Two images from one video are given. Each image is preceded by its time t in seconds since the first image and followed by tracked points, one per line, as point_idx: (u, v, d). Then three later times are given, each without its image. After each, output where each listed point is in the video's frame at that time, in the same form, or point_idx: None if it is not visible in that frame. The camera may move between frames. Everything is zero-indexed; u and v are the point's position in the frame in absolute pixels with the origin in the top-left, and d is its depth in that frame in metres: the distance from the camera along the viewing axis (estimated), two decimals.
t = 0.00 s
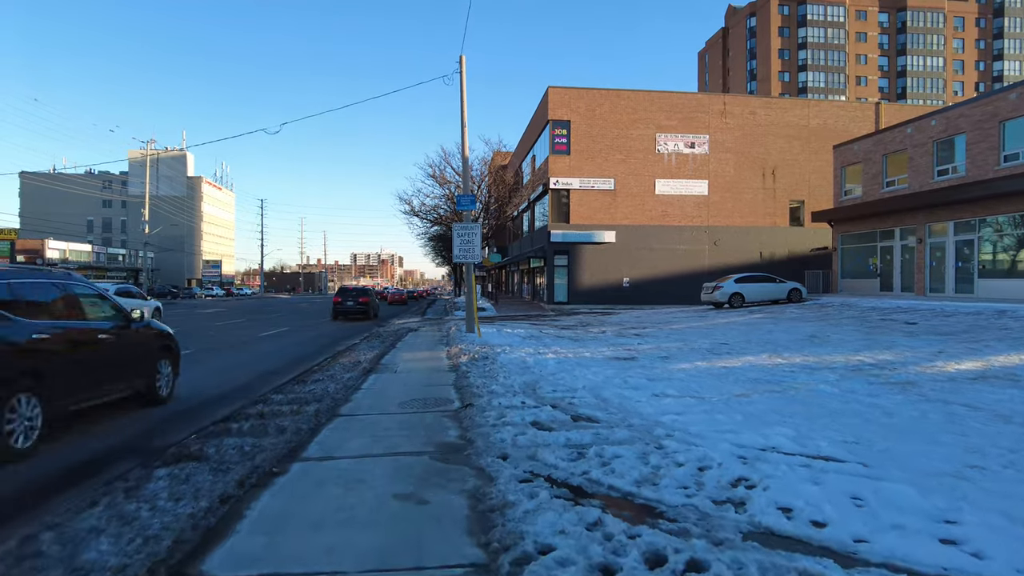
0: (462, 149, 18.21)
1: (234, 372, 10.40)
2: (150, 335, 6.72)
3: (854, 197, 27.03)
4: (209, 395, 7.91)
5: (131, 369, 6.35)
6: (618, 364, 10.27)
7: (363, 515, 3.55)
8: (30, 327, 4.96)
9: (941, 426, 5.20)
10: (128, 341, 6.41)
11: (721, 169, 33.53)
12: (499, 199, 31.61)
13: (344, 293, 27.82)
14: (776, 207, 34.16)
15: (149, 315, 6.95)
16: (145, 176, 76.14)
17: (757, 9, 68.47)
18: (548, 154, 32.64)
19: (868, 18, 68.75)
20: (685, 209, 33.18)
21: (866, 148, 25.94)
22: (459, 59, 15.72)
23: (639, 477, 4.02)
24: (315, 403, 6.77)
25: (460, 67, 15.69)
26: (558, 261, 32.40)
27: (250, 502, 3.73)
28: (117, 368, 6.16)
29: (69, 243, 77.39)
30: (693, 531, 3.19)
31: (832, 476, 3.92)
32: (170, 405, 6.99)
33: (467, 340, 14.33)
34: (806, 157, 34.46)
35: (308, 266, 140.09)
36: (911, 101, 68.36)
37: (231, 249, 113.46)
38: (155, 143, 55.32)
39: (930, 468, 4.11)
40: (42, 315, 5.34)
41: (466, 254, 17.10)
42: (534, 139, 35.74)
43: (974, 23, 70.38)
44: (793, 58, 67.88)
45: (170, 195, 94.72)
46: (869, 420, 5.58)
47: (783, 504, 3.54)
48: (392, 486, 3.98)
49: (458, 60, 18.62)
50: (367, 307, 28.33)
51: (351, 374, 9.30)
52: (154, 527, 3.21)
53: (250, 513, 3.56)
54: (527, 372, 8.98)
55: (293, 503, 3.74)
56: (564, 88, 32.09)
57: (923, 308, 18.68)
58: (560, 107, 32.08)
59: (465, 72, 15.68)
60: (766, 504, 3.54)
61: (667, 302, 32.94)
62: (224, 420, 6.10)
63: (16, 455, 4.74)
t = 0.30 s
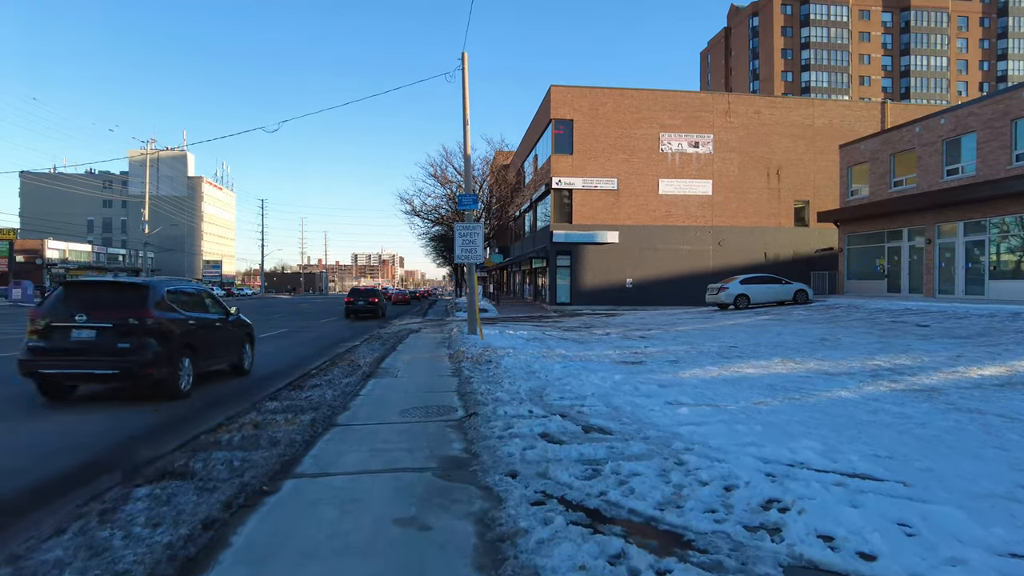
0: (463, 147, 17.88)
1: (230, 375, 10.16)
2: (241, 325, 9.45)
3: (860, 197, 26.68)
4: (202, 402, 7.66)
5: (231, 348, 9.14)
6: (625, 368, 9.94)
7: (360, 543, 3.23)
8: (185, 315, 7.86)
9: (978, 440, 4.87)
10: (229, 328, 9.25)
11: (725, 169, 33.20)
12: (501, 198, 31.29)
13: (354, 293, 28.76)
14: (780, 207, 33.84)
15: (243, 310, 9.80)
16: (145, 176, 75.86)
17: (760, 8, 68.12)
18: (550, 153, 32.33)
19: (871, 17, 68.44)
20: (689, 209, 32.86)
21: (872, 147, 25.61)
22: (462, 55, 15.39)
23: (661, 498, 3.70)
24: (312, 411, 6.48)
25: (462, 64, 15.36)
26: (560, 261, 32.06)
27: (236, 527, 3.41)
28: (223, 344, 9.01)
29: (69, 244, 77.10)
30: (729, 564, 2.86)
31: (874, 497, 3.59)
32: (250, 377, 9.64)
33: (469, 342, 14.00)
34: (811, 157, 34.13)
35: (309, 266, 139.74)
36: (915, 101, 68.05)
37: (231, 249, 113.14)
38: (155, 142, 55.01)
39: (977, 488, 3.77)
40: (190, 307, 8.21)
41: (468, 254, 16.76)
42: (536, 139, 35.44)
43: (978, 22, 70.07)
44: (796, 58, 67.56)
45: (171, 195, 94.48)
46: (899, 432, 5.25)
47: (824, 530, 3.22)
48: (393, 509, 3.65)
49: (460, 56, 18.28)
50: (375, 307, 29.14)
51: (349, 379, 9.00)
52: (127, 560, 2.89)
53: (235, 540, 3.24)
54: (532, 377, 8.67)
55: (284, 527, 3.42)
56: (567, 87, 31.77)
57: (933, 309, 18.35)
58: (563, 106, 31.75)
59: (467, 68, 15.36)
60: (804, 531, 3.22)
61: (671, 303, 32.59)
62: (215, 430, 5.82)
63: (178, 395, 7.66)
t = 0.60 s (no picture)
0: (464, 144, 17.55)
1: (222, 378, 9.88)
2: (290, 317, 12.43)
3: (866, 195, 26.31)
4: (191, 408, 7.36)
5: (283, 333, 12.08)
6: (631, 369, 9.62)
7: (352, 564, 2.90)
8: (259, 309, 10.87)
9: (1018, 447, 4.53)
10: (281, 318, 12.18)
11: (728, 167, 32.86)
12: (502, 197, 30.95)
13: (364, 294, 31.53)
14: (784, 206, 33.49)
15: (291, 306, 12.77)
16: (144, 176, 75.59)
17: (762, 7, 67.83)
18: (551, 151, 32.01)
19: (873, 16, 68.16)
20: (692, 208, 32.52)
21: (878, 145, 25.26)
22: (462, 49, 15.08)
23: (684, 514, 3.36)
24: (305, 415, 6.16)
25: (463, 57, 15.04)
26: (562, 261, 31.71)
27: (214, 546, 3.07)
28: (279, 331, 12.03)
29: (68, 243, 76.78)
30: None
31: (919, 513, 3.26)
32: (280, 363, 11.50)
33: (470, 342, 13.69)
34: (815, 156, 33.79)
35: (308, 266, 139.35)
36: (918, 100, 67.77)
37: (231, 249, 112.81)
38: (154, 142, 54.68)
39: None
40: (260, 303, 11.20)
41: (469, 253, 16.43)
42: (538, 137, 35.12)
43: (981, 21, 69.74)
44: (798, 57, 67.26)
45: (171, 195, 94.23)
46: (932, 439, 4.90)
47: (869, 552, 2.88)
48: (388, 525, 3.33)
49: (461, 51, 17.97)
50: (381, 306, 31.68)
51: (346, 381, 8.68)
52: None
53: (212, 562, 2.90)
54: (536, 379, 8.36)
55: (267, 546, 3.09)
56: (569, 84, 31.45)
57: (943, 309, 18.01)
58: (564, 104, 31.45)
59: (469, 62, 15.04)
60: (846, 552, 2.89)
61: (673, 303, 32.23)
62: (202, 436, 5.52)
63: (253, 365, 10.64)
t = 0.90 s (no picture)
0: (466, 142, 17.24)
1: (216, 385, 9.54)
2: (322, 310, 15.24)
3: (872, 195, 25.97)
4: (182, 415, 7.03)
5: (317, 325, 14.87)
6: (640, 373, 9.31)
7: None
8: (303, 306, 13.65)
9: None
10: (316, 313, 15.01)
11: (732, 167, 32.52)
12: (504, 196, 30.63)
13: (372, 294, 33.32)
14: (789, 206, 33.15)
15: (321, 300, 15.48)
16: (144, 176, 75.36)
17: (765, 6, 67.41)
18: (554, 150, 31.71)
19: (877, 14, 67.77)
20: (696, 207, 32.21)
21: (885, 143, 24.93)
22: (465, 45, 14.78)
23: (715, 541, 3.05)
24: (300, 424, 5.83)
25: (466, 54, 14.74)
26: (564, 261, 31.41)
27: None
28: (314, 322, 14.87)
29: (68, 243, 76.63)
30: None
31: (978, 542, 2.95)
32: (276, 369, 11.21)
33: (473, 344, 13.38)
34: (820, 155, 33.44)
35: (309, 266, 139.04)
36: (922, 98, 67.35)
37: (231, 249, 112.55)
38: (153, 142, 54.39)
39: None
40: (302, 302, 13.99)
41: (471, 253, 16.12)
42: (540, 136, 34.81)
43: (985, 19, 69.29)
44: (801, 56, 66.84)
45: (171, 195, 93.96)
46: (971, 452, 4.58)
47: None
48: (388, 556, 3.02)
49: (463, 48, 17.64)
50: (388, 305, 33.26)
51: (344, 387, 8.36)
52: None
53: None
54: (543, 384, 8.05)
55: None
56: (571, 82, 31.16)
57: (953, 310, 17.69)
58: (567, 102, 31.16)
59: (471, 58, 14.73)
60: None
61: (677, 303, 31.90)
62: (189, 447, 5.19)
63: (297, 351, 13.52)
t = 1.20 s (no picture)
0: (469, 139, 16.93)
1: (212, 386, 9.19)
2: (344, 306, 17.96)
3: (881, 193, 25.58)
4: (174, 419, 6.68)
5: (339, 319, 17.58)
6: (651, 375, 8.98)
7: None
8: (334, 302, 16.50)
9: None
10: (338, 309, 17.73)
11: (738, 165, 32.16)
12: (506, 195, 30.28)
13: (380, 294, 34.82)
14: (794, 205, 32.80)
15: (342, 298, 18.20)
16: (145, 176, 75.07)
17: (768, 4, 67.01)
18: (557, 148, 31.36)
19: (881, 13, 67.41)
20: (701, 206, 31.86)
21: (894, 141, 24.53)
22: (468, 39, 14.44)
23: (756, 570, 2.71)
24: (296, 432, 5.48)
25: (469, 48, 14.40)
26: (567, 260, 31.06)
27: None
28: (336, 315, 17.58)
29: (69, 243, 76.43)
30: None
31: None
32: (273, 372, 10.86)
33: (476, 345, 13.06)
34: (826, 153, 33.06)
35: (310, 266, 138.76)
36: (926, 97, 66.91)
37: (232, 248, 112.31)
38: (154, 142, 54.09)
39: None
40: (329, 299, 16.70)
41: (474, 252, 15.80)
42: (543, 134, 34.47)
43: (990, 18, 68.79)
44: (805, 55, 66.46)
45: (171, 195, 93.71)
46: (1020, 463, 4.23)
47: None
48: None
49: (465, 43, 17.31)
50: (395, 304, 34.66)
51: (345, 390, 8.01)
52: None
53: None
54: (552, 387, 7.73)
55: None
56: (575, 80, 30.81)
57: (966, 309, 17.31)
58: (570, 100, 30.80)
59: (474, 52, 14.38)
60: None
61: (681, 303, 31.53)
62: (176, 456, 4.82)
63: (327, 340, 16.22)
